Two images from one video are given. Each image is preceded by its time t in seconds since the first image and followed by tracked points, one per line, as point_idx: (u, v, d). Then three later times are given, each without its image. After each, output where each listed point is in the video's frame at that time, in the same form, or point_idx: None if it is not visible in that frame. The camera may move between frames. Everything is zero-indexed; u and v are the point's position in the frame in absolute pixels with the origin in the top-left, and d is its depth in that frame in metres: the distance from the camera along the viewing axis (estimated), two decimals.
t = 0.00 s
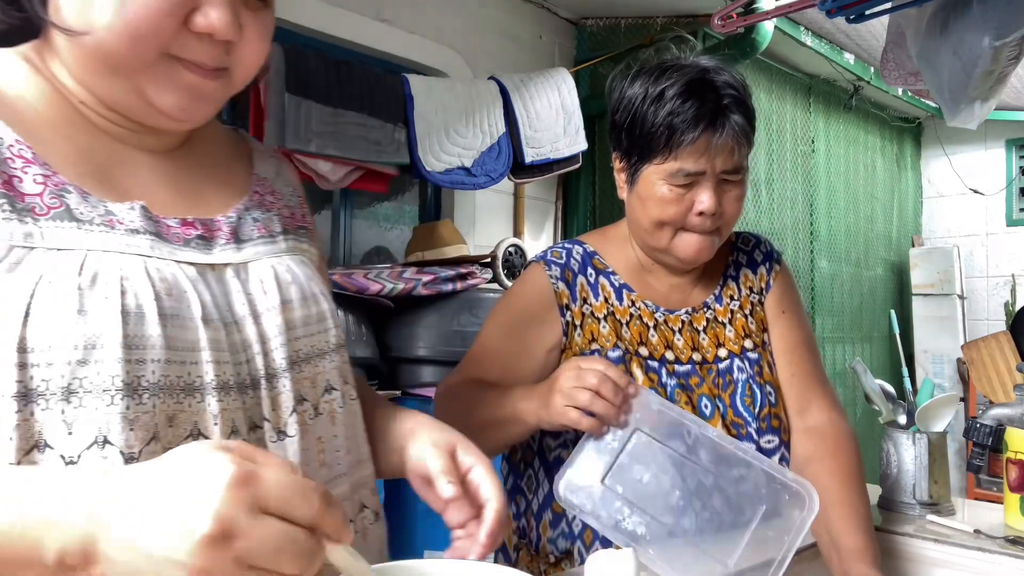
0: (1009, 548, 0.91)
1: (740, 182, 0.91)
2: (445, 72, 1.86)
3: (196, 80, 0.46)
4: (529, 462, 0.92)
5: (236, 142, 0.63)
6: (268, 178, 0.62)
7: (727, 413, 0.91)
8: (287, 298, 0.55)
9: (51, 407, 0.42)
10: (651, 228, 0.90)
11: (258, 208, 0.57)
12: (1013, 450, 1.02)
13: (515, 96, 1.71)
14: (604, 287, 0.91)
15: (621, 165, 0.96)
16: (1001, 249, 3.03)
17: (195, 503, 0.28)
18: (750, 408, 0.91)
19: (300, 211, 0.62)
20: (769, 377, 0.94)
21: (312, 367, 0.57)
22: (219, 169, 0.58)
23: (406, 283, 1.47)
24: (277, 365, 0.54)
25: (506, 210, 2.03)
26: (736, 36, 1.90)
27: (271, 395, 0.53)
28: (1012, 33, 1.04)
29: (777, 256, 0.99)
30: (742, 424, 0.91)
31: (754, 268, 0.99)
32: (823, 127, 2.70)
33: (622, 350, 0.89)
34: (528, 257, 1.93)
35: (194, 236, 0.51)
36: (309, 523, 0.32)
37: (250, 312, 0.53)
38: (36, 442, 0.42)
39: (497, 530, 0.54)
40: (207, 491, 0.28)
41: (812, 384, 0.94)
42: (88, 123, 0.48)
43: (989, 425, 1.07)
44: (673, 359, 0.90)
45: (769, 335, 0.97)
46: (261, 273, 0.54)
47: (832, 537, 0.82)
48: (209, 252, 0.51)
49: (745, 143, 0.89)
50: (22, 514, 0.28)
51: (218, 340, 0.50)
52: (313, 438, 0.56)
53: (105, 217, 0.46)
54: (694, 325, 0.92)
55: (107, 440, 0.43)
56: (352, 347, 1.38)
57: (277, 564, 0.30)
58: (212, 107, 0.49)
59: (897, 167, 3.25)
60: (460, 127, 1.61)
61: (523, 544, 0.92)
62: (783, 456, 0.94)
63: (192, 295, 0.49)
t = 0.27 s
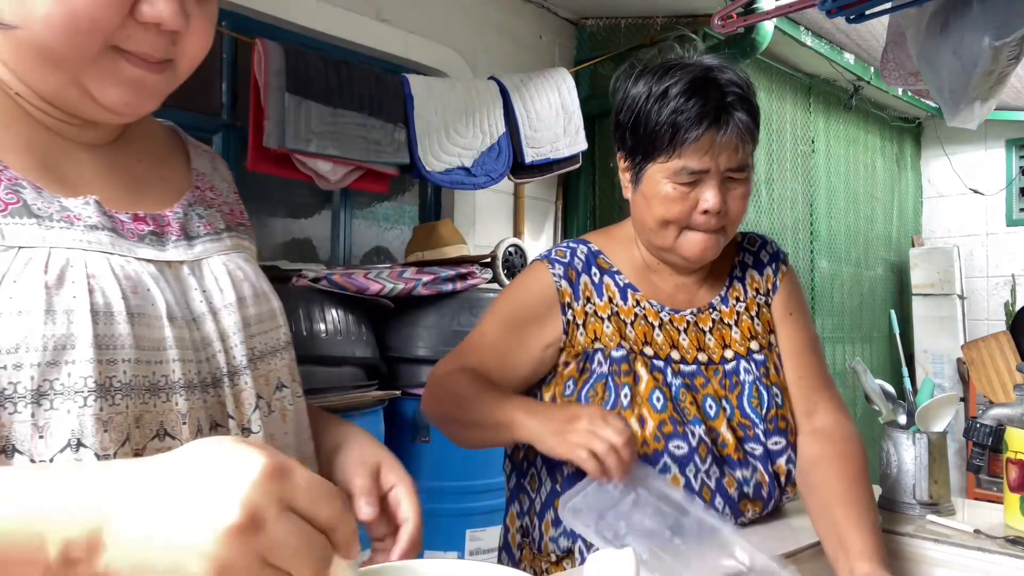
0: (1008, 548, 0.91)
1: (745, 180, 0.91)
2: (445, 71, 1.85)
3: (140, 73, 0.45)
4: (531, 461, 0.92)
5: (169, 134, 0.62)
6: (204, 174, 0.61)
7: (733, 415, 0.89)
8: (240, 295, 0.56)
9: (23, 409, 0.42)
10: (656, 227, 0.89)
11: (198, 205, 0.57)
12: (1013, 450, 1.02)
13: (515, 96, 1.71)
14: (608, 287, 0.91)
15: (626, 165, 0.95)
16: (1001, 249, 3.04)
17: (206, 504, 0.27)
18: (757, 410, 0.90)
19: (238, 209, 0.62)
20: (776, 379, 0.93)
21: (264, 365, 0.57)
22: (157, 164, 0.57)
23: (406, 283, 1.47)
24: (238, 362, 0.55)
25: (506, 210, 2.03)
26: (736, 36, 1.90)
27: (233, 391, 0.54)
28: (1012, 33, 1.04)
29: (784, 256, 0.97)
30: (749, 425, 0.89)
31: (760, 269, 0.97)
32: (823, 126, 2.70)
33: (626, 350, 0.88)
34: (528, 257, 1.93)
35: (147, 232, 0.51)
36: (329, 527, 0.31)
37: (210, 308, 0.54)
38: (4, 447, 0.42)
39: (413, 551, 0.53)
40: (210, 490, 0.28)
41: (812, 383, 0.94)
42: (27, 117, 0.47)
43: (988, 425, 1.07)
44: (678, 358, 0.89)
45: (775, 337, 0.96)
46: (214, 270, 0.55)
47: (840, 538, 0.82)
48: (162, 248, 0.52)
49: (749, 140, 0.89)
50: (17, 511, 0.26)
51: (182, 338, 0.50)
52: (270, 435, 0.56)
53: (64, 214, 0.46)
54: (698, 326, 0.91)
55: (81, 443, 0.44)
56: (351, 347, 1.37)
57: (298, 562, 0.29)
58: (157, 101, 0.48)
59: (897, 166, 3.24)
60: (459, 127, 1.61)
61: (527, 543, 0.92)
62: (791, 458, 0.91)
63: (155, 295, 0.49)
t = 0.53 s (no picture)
0: (1008, 549, 0.91)
1: (750, 180, 0.90)
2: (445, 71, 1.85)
3: (127, 67, 0.45)
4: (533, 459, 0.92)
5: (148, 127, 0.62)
6: (184, 166, 0.62)
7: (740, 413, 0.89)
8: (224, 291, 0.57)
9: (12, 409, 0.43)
10: (660, 227, 0.89)
11: (180, 200, 0.58)
12: (1014, 450, 1.02)
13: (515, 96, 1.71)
14: (613, 287, 0.91)
15: (631, 164, 0.95)
16: (1001, 249, 3.04)
17: (208, 508, 0.28)
18: (765, 408, 0.89)
19: (218, 202, 0.63)
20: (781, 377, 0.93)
21: (247, 360, 0.58)
22: (137, 157, 0.58)
23: (406, 283, 1.47)
24: (223, 357, 0.55)
25: (506, 210, 2.03)
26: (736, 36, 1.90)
27: (219, 388, 0.55)
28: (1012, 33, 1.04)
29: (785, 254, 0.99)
30: (760, 422, 0.89)
31: (763, 268, 0.98)
32: (823, 126, 2.70)
33: (632, 349, 0.88)
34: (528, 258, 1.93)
35: (132, 228, 0.52)
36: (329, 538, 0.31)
37: (195, 305, 0.54)
38: None
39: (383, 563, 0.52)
40: (211, 491, 0.28)
41: (813, 382, 0.95)
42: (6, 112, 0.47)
43: (988, 425, 1.07)
44: (686, 357, 0.88)
45: (779, 335, 0.96)
46: (198, 266, 0.56)
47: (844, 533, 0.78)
48: (147, 245, 0.53)
49: (754, 140, 0.89)
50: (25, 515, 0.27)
51: (168, 336, 0.51)
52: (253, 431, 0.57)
53: (51, 213, 0.47)
54: (704, 324, 0.91)
55: (72, 442, 0.45)
56: (351, 346, 1.38)
57: None
58: (142, 96, 0.49)
59: (897, 166, 3.24)
60: (459, 127, 1.61)
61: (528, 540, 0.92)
62: (800, 455, 0.91)
63: (144, 292, 0.50)
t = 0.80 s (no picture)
0: (1011, 549, 0.91)
1: (750, 181, 0.91)
2: (445, 71, 1.85)
3: (145, 70, 0.46)
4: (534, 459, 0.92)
5: (174, 130, 0.64)
6: (208, 170, 0.64)
7: (741, 409, 0.89)
8: (236, 296, 0.58)
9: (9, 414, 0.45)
10: (661, 227, 0.89)
11: (201, 203, 0.60)
12: (1015, 450, 1.02)
13: (516, 96, 1.71)
14: (617, 284, 0.90)
15: (632, 164, 0.95)
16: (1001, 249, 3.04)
17: (202, 509, 0.25)
18: (764, 404, 0.90)
19: (239, 205, 0.65)
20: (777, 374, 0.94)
21: (257, 368, 0.60)
22: (161, 159, 0.60)
23: (406, 283, 1.47)
24: (230, 366, 0.57)
25: (506, 210, 2.03)
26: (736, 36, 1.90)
27: (224, 396, 0.57)
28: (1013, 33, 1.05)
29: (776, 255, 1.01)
30: (757, 419, 0.89)
31: (757, 268, 1.00)
32: (823, 126, 2.70)
33: (637, 347, 0.87)
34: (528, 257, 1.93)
35: (144, 232, 0.53)
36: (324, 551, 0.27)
37: (204, 311, 0.56)
38: None
39: None
40: (206, 491, 0.26)
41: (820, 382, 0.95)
42: (33, 117, 0.49)
43: (989, 425, 1.07)
44: (688, 354, 0.89)
45: (775, 333, 0.97)
46: (211, 271, 0.57)
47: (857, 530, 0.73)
48: (158, 250, 0.54)
49: (756, 142, 0.90)
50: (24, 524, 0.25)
51: (173, 343, 0.53)
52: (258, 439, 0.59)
53: (60, 217, 0.49)
54: (704, 322, 0.91)
55: (63, 450, 0.46)
56: (351, 346, 1.37)
57: None
58: (161, 98, 0.49)
59: (897, 167, 3.24)
60: (460, 127, 1.61)
61: (527, 540, 0.92)
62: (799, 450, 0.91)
63: (148, 301, 0.52)
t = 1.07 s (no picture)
0: (1011, 549, 0.91)
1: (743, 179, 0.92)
2: (445, 71, 1.86)
3: (187, 78, 0.50)
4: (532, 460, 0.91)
5: (221, 137, 0.68)
6: (252, 176, 0.67)
7: (734, 404, 0.90)
8: (272, 297, 0.61)
9: (47, 404, 0.48)
10: (659, 224, 0.89)
11: (243, 208, 0.63)
12: (1015, 450, 1.02)
13: (514, 95, 1.71)
14: (612, 280, 0.90)
15: (627, 162, 0.95)
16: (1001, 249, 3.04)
17: (201, 512, 0.27)
18: (755, 398, 0.91)
19: (281, 209, 0.68)
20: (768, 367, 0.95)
21: (290, 368, 0.62)
22: (205, 165, 0.63)
23: (406, 283, 1.47)
24: (263, 366, 0.59)
25: (506, 210, 2.03)
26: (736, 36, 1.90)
27: (256, 394, 0.59)
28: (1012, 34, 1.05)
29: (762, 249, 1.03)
30: (750, 413, 0.90)
31: (745, 261, 1.01)
32: (823, 126, 2.70)
33: (634, 342, 0.87)
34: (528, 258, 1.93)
35: (183, 235, 0.57)
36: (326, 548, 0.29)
37: (239, 312, 0.58)
38: (24, 443, 0.47)
39: None
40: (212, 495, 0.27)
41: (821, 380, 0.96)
42: (85, 124, 0.53)
43: (988, 425, 1.07)
44: (683, 350, 0.89)
45: (767, 323, 0.98)
46: (248, 272, 0.60)
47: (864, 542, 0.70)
48: (195, 253, 0.57)
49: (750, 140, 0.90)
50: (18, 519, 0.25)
51: (206, 341, 0.55)
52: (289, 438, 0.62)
53: (99, 219, 0.52)
54: (698, 317, 0.92)
55: (96, 442, 0.49)
56: (351, 346, 1.38)
57: None
58: (201, 104, 0.53)
59: (897, 166, 3.24)
60: (459, 127, 1.61)
61: (524, 541, 0.92)
62: (793, 443, 0.92)
63: (182, 302, 0.54)
